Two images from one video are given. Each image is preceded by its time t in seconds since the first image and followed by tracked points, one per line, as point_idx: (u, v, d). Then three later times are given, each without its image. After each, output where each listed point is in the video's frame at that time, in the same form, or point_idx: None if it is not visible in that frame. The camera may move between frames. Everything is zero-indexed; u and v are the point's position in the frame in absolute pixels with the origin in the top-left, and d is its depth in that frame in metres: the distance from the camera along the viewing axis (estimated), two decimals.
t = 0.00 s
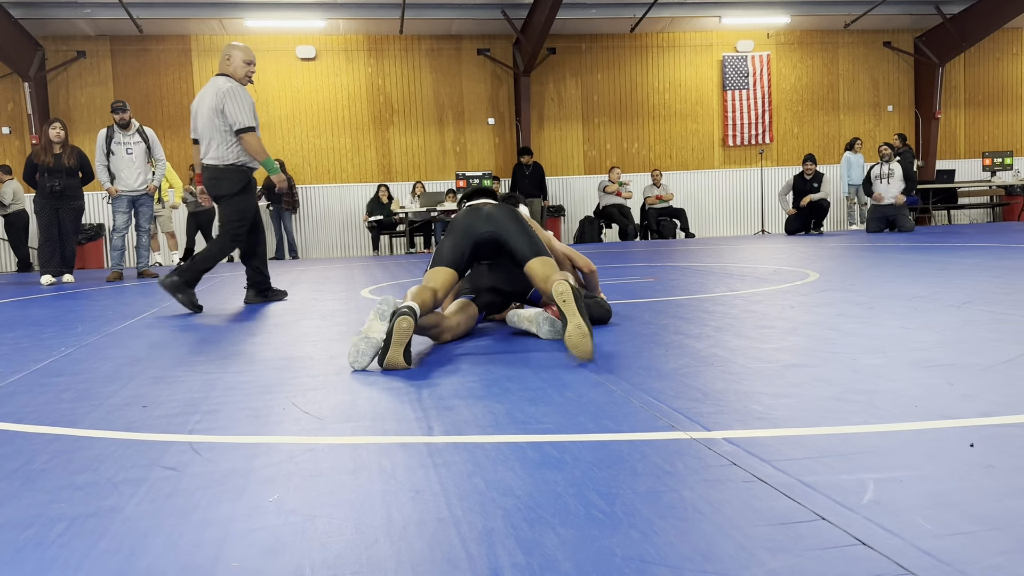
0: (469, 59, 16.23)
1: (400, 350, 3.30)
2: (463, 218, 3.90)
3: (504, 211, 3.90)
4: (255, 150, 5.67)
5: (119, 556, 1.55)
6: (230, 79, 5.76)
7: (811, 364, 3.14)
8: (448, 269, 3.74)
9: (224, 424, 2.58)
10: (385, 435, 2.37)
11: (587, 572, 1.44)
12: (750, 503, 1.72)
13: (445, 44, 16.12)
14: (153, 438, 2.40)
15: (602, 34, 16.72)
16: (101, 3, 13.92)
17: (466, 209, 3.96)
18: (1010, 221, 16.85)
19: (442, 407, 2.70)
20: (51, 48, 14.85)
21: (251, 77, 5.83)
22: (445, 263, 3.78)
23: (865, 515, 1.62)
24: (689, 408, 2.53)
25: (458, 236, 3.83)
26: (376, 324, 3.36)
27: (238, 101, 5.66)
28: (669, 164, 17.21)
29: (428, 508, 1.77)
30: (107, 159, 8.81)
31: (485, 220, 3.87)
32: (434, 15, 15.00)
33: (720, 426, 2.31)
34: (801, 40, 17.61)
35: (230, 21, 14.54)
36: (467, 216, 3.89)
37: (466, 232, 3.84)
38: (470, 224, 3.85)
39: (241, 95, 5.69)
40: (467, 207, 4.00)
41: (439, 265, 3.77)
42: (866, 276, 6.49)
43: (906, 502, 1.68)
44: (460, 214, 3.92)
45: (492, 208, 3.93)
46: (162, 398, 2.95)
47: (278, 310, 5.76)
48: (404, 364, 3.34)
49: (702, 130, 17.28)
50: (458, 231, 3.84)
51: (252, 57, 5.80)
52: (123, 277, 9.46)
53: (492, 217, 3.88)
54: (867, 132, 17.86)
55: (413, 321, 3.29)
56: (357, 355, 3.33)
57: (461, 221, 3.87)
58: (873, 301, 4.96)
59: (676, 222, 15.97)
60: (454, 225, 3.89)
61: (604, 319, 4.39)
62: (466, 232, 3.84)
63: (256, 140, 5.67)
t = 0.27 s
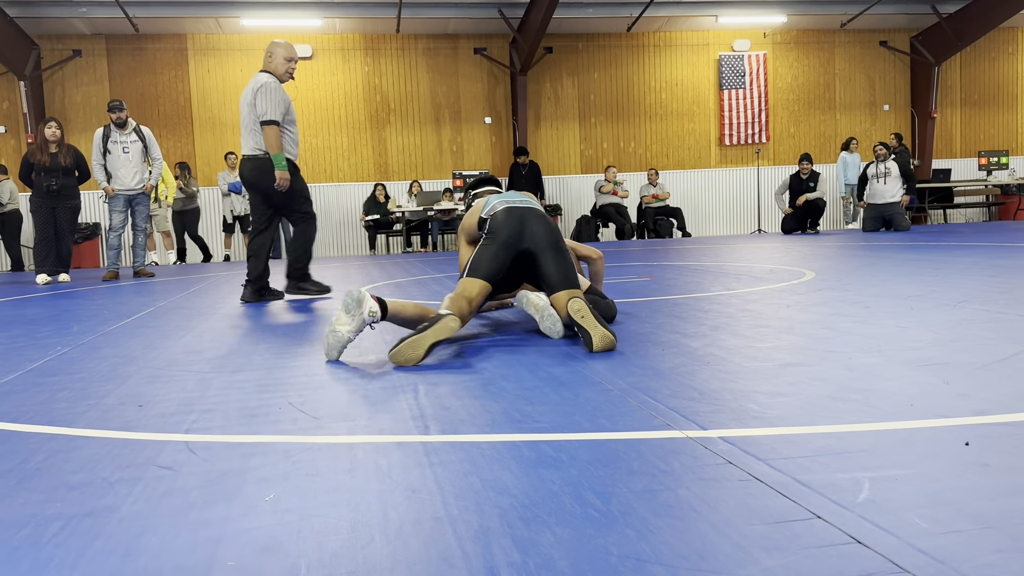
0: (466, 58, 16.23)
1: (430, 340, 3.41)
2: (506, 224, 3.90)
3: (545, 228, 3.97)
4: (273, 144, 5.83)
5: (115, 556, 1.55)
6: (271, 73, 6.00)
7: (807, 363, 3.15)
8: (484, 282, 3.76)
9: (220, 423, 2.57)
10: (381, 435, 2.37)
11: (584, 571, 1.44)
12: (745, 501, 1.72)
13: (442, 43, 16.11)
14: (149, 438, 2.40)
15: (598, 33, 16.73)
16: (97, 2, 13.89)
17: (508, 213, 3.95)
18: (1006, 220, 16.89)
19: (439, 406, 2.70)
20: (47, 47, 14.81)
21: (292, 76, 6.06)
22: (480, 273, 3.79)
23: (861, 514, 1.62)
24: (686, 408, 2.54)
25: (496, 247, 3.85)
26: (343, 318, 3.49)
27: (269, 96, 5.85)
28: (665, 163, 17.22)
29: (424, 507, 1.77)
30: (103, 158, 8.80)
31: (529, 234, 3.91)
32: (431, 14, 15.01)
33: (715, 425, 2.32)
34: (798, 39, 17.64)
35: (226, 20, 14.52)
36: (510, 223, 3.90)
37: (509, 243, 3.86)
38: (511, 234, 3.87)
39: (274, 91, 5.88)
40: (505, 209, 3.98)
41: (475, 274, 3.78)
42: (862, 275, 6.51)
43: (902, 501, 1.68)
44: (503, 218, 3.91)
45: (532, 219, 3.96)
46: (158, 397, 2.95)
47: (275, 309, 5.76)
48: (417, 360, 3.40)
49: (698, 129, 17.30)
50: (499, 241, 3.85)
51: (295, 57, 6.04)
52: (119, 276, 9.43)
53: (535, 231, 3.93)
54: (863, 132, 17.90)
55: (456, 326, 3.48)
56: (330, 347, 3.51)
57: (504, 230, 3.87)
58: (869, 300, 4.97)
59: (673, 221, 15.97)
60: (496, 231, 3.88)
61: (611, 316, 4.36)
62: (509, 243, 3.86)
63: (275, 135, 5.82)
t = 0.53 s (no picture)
0: (464, 58, 16.21)
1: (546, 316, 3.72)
2: (526, 212, 4.14)
3: (564, 208, 4.24)
4: (313, 157, 5.98)
5: (112, 555, 1.55)
6: (314, 85, 6.15)
7: (804, 362, 3.15)
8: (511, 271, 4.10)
9: (217, 423, 2.56)
10: (379, 434, 2.36)
11: (581, 570, 1.44)
12: (742, 500, 1.72)
13: (439, 43, 16.10)
14: (145, 437, 2.39)
15: (596, 32, 16.72)
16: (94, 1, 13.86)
17: (526, 201, 4.16)
18: (1003, 219, 16.92)
19: (436, 405, 2.70)
20: (43, 46, 14.77)
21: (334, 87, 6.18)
22: (508, 262, 4.10)
23: (858, 513, 1.62)
24: (683, 407, 2.54)
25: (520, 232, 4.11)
26: (360, 326, 3.47)
27: (312, 111, 6.02)
28: (663, 163, 17.22)
29: (422, 506, 1.77)
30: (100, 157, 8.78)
31: (549, 218, 4.18)
32: (429, 13, 15.00)
33: (713, 424, 2.32)
34: (795, 39, 17.65)
35: (224, 19, 14.50)
36: (531, 210, 4.14)
37: (532, 231, 4.12)
38: (534, 219, 4.13)
39: (316, 104, 6.05)
40: (522, 196, 4.19)
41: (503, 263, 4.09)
42: (859, 274, 6.52)
43: (898, 500, 1.68)
44: (524, 208, 4.14)
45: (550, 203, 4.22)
46: (154, 396, 2.94)
47: (272, 308, 5.75)
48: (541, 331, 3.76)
49: (696, 129, 17.31)
50: (523, 229, 4.11)
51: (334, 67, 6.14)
52: (116, 276, 9.42)
53: (555, 214, 4.20)
54: (861, 131, 17.92)
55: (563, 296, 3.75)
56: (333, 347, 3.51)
57: (526, 216, 4.12)
58: (866, 299, 4.97)
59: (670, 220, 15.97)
60: (518, 220, 4.12)
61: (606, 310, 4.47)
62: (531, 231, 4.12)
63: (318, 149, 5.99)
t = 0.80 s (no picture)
0: (462, 57, 16.20)
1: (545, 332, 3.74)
2: (548, 202, 4.17)
3: (585, 200, 4.29)
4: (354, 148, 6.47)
5: (112, 554, 1.55)
6: (345, 80, 6.61)
7: (802, 361, 3.16)
8: (536, 261, 4.08)
9: (217, 422, 2.57)
10: (378, 434, 2.37)
11: (580, 570, 1.44)
12: (741, 499, 1.73)
13: (438, 42, 16.09)
14: (144, 437, 2.39)
15: (594, 31, 16.72)
16: None
17: (547, 191, 4.20)
18: (1001, 218, 16.95)
19: (435, 405, 2.70)
20: (41, 45, 14.74)
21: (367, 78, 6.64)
22: (533, 253, 4.09)
23: (857, 512, 1.63)
24: (683, 407, 2.54)
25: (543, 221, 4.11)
26: (393, 322, 3.66)
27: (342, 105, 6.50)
28: (661, 162, 17.22)
29: (421, 506, 1.77)
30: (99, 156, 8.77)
31: (571, 208, 4.22)
32: (427, 12, 14.98)
33: (712, 424, 2.32)
34: (793, 39, 17.66)
35: (222, 18, 14.49)
36: (553, 200, 4.17)
37: (555, 220, 4.14)
38: (554, 207, 4.15)
39: (346, 98, 6.52)
40: (543, 187, 4.23)
41: (527, 253, 4.08)
42: (857, 273, 6.53)
43: (897, 499, 1.69)
44: (546, 198, 4.17)
45: (572, 194, 4.25)
46: (153, 396, 2.94)
47: (272, 308, 5.75)
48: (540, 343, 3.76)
49: (694, 128, 17.32)
50: (547, 218, 4.12)
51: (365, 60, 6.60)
52: (115, 275, 9.41)
53: (576, 205, 4.24)
54: (859, 131, 17.94)
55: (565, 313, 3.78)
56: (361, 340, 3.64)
57: (547, 204, 4.15)
58: (864, 299, 4.98)
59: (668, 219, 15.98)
60: (542, 209, 4.14)
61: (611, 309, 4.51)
62: (555, 220, 4.13)
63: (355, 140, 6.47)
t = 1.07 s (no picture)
0: (461, 56, 16.19)
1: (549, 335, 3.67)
2: (586, 226, 4.14)
3: (621, 238, 4.27)
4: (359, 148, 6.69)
5: (111, 554, 1.55)
6: (374, 86, 6.88)
7: (800, 362, 3.16)
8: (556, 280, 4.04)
9: (214, 421, 2.57)
10: (377, 433, 2.37)
11: (580, 569, 1.44)
12: (740, 499, 1.73)
13: (436, 42, 16.09)
14: (142, 437, 2.39)
15: (593, 31, 16.72)
16: None
17: (589, 216, 4.16)
18: (999, 218, 16.96)
19: (434, 404, 2.70)
20: (39, 44, 14.72)
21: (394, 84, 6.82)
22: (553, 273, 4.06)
23: (855, 512, 1.63)
24: (681, 406, 2.54)
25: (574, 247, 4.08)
26: (465, 314, 3.91)
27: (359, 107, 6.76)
28: (660, 162, 17.23)
29: (420, 505, 1.77)
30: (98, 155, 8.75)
31: (605, 240, 4.19)
32: (425, 12, 14.98)
33: (710, 423, 2.32)
34: (792, 38, 17.66)
35: (220, 17, 14.48)
36: (593, 227, 4.14)
37: (587, 246, 4.11)
38: (589, 235, 4.11)
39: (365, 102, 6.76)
40: (588, 210, 4.19)
41: (549, 270, 4.06)
42: (855, 273, 6.54)
43: (895, 499, 1.69)
44: (587, 222, 4.14)
45: (611, 228, 4.23)
46: (151, 396, 2.94)
47: (270, 307, 5.74)
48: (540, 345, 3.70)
49: (692, 128, 17.33)
50: (580, 243, 4.09)
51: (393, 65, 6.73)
52: (113, 274, 9.40)
53: (610, 239, 4.22)
54: (857, 131, 17.95)
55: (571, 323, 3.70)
56: (433, 327, 3.94)
57: (583, 230, 4.10)
58: (863, 299, 4.98)
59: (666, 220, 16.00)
60: (576, 234, 4.10)
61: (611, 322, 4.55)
62: (586, 247, 4.11)
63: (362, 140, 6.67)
